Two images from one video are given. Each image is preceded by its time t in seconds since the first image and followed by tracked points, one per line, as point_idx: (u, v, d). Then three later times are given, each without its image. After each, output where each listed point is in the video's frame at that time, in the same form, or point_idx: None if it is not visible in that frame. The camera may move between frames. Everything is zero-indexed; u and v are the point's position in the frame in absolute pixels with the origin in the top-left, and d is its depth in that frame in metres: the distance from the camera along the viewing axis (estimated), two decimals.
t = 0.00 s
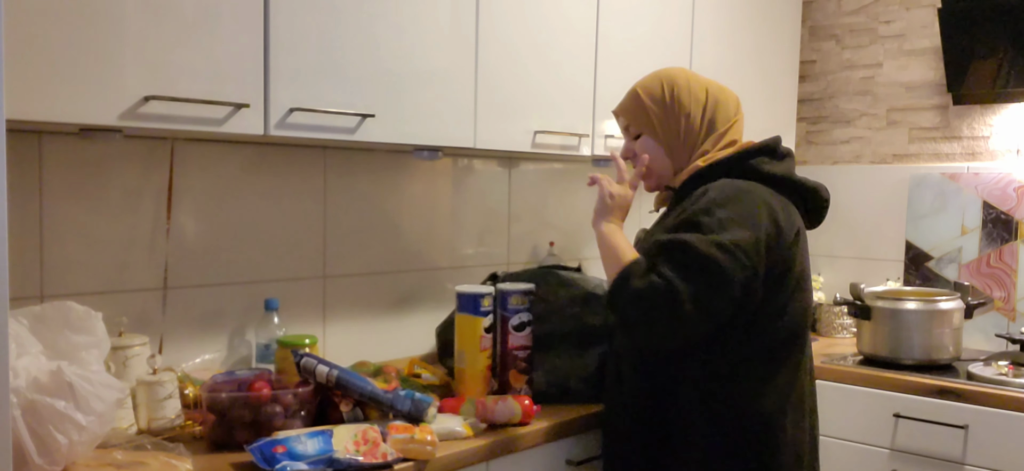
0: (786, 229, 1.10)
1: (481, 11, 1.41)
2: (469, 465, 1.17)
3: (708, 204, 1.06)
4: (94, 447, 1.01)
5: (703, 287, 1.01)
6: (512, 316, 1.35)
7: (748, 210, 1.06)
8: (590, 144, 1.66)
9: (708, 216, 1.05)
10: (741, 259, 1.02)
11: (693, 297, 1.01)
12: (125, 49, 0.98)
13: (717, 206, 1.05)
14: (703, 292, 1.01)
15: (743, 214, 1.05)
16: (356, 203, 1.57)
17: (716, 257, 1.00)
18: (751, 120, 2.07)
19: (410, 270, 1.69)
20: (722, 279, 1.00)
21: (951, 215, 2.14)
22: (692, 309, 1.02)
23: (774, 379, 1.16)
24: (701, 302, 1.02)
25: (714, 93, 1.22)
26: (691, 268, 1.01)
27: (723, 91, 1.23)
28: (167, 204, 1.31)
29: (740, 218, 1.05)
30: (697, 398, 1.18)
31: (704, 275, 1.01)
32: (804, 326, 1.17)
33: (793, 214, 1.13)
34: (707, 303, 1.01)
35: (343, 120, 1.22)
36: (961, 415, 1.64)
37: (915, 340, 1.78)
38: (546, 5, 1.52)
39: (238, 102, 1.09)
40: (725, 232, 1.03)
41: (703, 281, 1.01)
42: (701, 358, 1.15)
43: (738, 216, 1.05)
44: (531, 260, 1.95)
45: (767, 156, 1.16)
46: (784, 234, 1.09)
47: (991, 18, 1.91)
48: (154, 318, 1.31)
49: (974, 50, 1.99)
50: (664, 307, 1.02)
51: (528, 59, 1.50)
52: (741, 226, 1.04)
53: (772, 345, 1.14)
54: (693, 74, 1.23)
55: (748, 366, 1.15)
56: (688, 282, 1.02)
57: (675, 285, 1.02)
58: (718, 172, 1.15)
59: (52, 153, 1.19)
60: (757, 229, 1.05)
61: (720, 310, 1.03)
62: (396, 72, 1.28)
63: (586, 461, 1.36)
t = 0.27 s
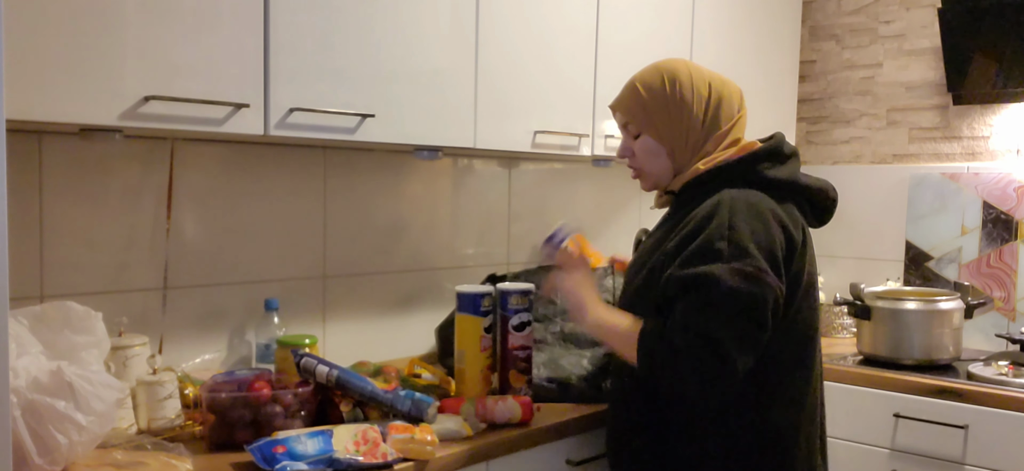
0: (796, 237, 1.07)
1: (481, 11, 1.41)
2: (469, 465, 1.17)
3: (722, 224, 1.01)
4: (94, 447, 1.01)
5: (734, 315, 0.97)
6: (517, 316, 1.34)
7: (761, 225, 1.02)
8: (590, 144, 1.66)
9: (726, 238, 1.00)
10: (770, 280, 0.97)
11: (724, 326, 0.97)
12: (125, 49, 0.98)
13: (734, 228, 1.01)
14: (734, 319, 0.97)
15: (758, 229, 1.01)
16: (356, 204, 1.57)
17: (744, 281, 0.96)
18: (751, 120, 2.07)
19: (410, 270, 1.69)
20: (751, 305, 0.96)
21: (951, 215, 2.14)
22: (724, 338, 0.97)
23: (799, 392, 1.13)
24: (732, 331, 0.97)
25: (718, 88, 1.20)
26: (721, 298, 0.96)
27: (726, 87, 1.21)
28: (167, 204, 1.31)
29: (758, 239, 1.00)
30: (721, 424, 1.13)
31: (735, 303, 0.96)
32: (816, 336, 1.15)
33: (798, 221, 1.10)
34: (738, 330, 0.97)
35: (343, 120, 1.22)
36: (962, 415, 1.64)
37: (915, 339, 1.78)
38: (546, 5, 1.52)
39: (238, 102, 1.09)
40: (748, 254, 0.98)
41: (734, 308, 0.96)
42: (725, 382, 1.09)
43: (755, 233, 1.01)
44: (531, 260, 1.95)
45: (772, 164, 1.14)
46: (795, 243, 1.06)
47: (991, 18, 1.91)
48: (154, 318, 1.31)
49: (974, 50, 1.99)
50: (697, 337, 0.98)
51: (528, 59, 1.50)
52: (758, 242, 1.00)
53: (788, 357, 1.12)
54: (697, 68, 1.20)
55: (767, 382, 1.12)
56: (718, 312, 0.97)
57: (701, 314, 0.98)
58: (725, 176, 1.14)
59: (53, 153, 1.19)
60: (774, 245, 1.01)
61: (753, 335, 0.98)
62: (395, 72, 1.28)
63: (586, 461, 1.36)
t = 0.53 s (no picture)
0: (778, 246, 1.01)
1: (481, 12, 1.40)
2: (469, 465, 1.17)
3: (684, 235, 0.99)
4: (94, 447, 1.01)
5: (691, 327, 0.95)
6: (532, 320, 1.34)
7: (730, 236, 0.97)
8: (590, 144, 1.66)
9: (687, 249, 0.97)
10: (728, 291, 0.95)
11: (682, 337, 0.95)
12: (125, 49, 0.98)
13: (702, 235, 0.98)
14: (690, 331, 0.95)
15: (726, 242, 0.97)
16: (356, 204, 1.57)
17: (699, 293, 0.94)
18: (751, 120, 2.07)
19: (410, 270, 1.69)
20: (707, 316, 0.94)
21: (951, 215, 2.14)
22: (681, 351, 0.96)
23: (794, 415, 1.06)
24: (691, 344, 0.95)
25: (705, 85, 1.11)
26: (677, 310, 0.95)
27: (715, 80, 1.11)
28: (167, 204, 1.31)
29: (728, 247, 0.97)
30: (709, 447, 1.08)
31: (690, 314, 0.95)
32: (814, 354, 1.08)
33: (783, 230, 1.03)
34: (696, 343, 0.95)
35: (343, 120, 1.22)
36: (961, 415, 1.64)
37: (915, 339, 1.78)
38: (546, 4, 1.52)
39: (238, 102, 1.09)
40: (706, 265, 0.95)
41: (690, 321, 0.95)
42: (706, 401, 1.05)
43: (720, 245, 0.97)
44: (531, 260, 1.95)
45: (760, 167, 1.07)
46: (773, 254, 1.00)
47: (991, 18, 1.91)
48: (154, 318, 1.31)
49: (974, 50, 1.99)
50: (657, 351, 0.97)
51: (528, 60, 1.50)
52: (725, 255, 0.96)
53: (782, 378, 1.05)
54: (680, 64, 1.11)
55: (759, 404, 1.06)
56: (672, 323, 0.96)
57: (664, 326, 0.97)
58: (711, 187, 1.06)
59: (52, 153, 1.19)
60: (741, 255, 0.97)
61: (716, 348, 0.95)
62: (395, 72, 1.27)
63: (586, 462, 1.36)
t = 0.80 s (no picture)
0: (759, 257, 0.99)
1: (481, 12, 1.40)
2: (469, 465, 1.17)
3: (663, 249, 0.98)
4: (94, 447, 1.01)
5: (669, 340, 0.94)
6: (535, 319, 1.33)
7: (708, 249, 0.95)
8: (590, 144, 1.66)
9: (664, 263, 0.96)
10: (705, 302, 0.94)
11: (661, 352, 0.94)
12: (125, 49, 0.98)
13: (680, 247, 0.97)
14: (669, 344, 0.94)
15: (704, 255, 0.95)
16: (356, 204, 1.57)
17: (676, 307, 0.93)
18: (751, 120, 2.07)
19: (410, 270, 1.69)
20: (684, 330, 0.93)
21: (951, 215, 2.14)
22: (660, 366, 0.95)
23: (785, 432, 1.03)
24: (671, 358, 0.94)
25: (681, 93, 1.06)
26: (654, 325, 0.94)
27: (692, 87, 1.06)
28: (167, 204, 1.32)
29: (707, 258, 0.95)
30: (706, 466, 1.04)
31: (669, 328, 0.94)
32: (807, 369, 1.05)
33: (767, 239, 1.01)
34: (675, 357, 0.94)
35: (343, 120, 1.22)
36: (962, 415, 1.64)
37: (915, 339, 1.79)
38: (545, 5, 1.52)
39: (238, 102, 1.09)
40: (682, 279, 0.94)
41: (668, 334, 0.94)
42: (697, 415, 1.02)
43: (696, 256, 0.95)
44: (531, 261, 1.95)
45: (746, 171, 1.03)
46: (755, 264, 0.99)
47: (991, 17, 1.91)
48: (154, 318, 1.31)
49: (974, 50, 1.99)
50: (639, 367, 0.96)
51: (528, 60, 1.50)
52: (702, 268, 0.94)
53: (770, 395, 1.03)
54: (654, 72, 1.08)
55: (749, 420, 1.03)
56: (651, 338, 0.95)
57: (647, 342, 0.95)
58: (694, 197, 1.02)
59: (52, 153, 1.19)
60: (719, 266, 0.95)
61: (697, 358, 0.94)
62: (394, 73, 1.27)
63: (586, 461, 1.36)
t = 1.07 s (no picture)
0: (762, 255, 0.99)
1: (481, 12, 1.40)
2: (469, 465, 1.17)
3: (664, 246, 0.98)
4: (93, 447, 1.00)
5: (669, 338, 0.94)
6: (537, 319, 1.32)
7: (710, 247, 0.95)
8: (590, 144, 1.66)
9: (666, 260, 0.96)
10: (707, 301, 0.93)
11: (662, 350, 0.94)
12: (124, 49, 0.98)
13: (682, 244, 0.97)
14: (669, 342, 0.94)
15: (707, 253, 0.95)
16: (355, 204, 1.57)
17: (676, 305, 0.93)
18: (751, 120, 2.07)
19: (409, 270, 1.68)
20: (684, 328, 0.93)
21: (951, 215, 2.14)
22: (659, 365, 0.95)
23: (788, 433, 1.02)
24: (670, 356, 0.94)
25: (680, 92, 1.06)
26: (654, 322, 0.94)
27: (691, 86, 1.06)
28: (167, 204, 1.31)
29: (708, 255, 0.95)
30: (706, 465, 1.04)
31: (669, 326, 0.94)
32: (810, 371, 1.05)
33: (770, 237, 1.01)
34: (674, 356, 0.94)
35: (343, 120, 1.22)
36: (962, 415, 1.64)
37: (915, 339, 1.79)
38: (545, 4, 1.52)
39: (238, 102, 1.09)
40: (683, 276, 0.94)
41: (669, 332, 0.94)
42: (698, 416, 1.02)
43: (698, 254, 0.95)
44: (531, 261, 1.95)
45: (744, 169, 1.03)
46: (759, 263, 0.98)
47: (991, 17, 1.91)
48: (154, 318, 1.31)
49: (974, 51, 1.99)
50: (639, 365, 0.95)
51: (528, 60, 1.50)
52: (704, 266, 0.94)
53: (771, 394, 1.02)
54: (654, 71, 1.08)
55: (749, 422, 1.03)
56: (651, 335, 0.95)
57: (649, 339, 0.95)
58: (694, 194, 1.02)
59: (52, 153, 1.19)
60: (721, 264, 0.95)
61: (697, 357, 0.94)
62: (394, 72, 1.27)
63: (586, 461, 1.36)
